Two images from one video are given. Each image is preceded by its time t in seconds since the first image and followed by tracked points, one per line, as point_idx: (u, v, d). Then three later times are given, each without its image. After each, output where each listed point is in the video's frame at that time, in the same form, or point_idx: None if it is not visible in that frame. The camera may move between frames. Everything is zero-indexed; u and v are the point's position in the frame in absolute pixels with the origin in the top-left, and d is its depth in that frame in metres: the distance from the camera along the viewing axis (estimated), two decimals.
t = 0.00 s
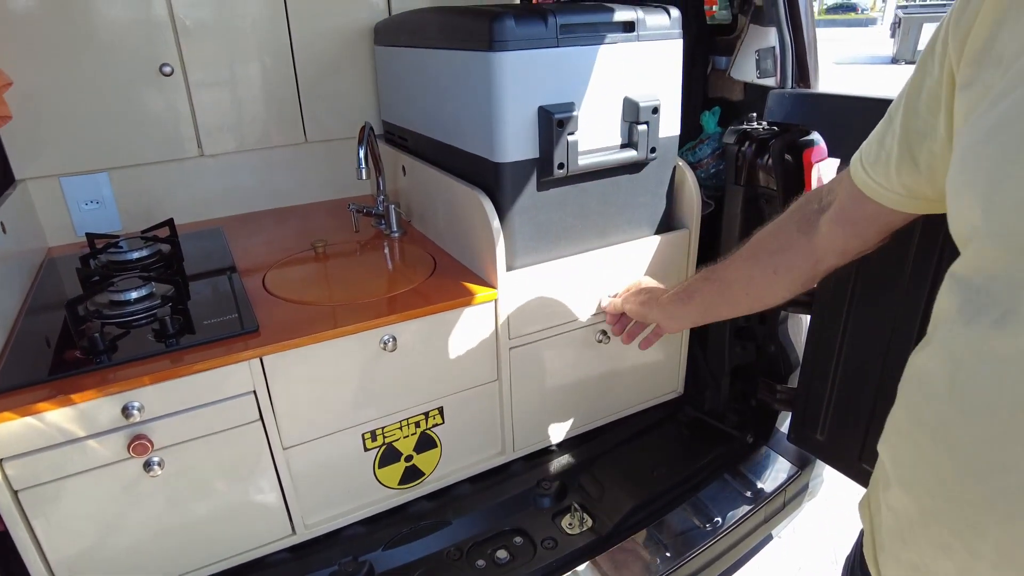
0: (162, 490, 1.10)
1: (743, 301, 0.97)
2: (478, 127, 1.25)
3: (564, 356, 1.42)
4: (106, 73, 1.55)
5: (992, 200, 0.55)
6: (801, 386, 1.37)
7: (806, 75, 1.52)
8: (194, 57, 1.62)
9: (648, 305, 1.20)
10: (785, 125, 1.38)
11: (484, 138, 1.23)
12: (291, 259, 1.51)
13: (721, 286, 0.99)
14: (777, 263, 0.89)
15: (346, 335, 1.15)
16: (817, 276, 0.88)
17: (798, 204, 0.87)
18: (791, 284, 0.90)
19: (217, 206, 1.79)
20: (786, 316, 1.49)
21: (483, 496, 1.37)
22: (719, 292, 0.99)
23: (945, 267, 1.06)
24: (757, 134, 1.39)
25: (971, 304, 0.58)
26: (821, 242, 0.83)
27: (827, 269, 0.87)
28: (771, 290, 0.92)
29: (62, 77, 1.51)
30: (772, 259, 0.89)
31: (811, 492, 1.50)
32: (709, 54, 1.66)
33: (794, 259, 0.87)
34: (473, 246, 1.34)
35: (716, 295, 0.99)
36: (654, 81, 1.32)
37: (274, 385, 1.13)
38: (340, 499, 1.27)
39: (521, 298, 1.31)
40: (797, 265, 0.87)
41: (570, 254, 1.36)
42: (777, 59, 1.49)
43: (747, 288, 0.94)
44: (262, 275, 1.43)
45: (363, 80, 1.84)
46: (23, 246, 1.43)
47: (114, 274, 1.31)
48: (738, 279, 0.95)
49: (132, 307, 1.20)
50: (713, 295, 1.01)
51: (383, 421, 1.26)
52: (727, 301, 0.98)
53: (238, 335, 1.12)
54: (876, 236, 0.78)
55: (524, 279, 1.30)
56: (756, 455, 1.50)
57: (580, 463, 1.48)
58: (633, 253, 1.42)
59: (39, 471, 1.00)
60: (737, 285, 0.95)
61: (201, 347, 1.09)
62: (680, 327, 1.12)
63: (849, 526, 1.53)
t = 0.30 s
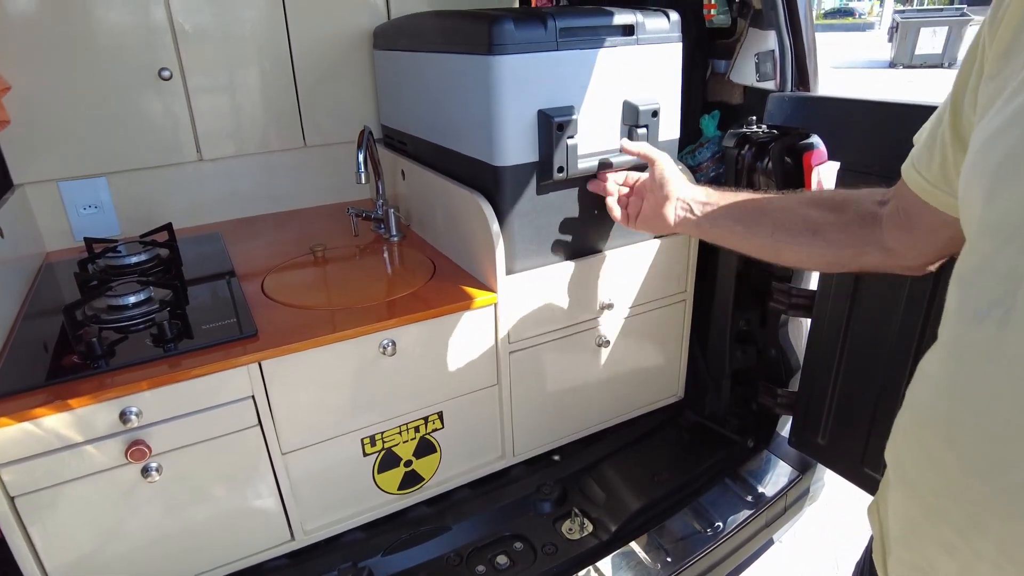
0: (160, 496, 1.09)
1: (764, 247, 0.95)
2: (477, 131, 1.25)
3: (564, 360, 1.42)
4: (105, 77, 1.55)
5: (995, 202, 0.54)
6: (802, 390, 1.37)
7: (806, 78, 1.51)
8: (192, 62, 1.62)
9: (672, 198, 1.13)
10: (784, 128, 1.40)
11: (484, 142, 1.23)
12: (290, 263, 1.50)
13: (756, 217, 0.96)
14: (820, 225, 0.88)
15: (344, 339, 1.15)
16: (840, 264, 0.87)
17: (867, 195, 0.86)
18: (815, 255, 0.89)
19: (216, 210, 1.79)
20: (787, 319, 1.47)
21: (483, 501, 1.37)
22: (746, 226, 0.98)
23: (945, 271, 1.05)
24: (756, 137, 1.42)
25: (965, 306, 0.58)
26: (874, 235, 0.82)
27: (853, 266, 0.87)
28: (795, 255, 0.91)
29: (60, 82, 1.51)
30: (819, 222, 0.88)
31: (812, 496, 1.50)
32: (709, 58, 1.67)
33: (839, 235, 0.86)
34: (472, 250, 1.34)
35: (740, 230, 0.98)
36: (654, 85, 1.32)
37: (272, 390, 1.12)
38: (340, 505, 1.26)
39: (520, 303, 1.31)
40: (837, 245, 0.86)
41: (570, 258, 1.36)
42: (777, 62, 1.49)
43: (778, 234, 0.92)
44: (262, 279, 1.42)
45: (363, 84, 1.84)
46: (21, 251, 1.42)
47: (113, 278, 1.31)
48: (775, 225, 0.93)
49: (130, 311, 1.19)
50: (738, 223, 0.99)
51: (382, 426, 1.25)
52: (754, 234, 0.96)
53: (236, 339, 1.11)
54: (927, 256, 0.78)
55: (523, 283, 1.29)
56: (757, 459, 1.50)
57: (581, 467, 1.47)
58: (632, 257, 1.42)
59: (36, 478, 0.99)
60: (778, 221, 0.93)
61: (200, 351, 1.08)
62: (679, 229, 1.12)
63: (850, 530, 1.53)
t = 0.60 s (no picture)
0: (159, 501, 1.09)
1: (764, 203, 0.98)
2: (478, 135, 1.25)
3: (564, 364, 1.42)
4: (105, 80, 1.55)
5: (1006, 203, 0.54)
6: (802, 392, 1.37)
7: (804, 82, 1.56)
8: (192, 65, 1.62)
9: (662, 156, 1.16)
10: (785, 130, 1.40)
11: (485, 146, 1.23)
12: (291, 267, 1.50)
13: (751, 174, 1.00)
14: (823, 183, 0.90)
15: (344, 343, 1.15)
16: (844, 223, 0.89)
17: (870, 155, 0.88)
18: (816, 212, 0.91)
19: (215, 214, 1.79)
20: (787, 322, 1.45)
21: (484, 505, 1.36)
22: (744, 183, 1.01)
23: (945, 275, 1.05)
24: (756, 141, 1.40)
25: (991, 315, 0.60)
26: (877, 192, 0.84)
27: (856, 224, 0.88)
28: (795, 210, 0.93)
29: (59, 85, 1.51)
30: (823, 179, 0.91)
31: (814, 499, 1.50)
32: (707, 61, 1.64)
33: (839, 191, 0.88)
34: (473, 254, 1.34)
35: (741, 186, 1.00)
36: (654, 88, 1.32)
37: (272, 395, 1.12)
38: (340, 509, 1.26)
39: (522, 306, 1.30)
40: (838, 200, 0.88)
41: (569, 263, 1.36)
42: (778, 65, 1.52)
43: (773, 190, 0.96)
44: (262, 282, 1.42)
45: (362, 87, 1.84)
46: (20, 255, 1.42)
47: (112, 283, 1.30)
48: (775, 180, 0.96)
49: (130, 315, 1.19)
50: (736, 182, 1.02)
51: (382, 430, 1.25)
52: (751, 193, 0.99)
53: (236, 343, 1.11)
54: (931, 213, 0.80)
55: (525, 287, 1.29)
56: (757, 463, 1.49)
57: (582, 471, 1.47)
58: (634, 260, 1.42)
59: (34, 483, 0.99)
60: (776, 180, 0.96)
61: (200, 356, 1.08)
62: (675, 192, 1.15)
63: (850, 534, 1.53)
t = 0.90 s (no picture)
0: (162, 516, 1.10)
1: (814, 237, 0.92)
2: (502, 161, 1.23)
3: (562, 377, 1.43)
4: (107, 95, 1.56)
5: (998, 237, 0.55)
6: (798, 405, 1.38)
7: (799, 98, 1.56)
8: (193, 79, 1.64)
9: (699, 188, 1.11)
10: (778, 148, 1.38)
11: (511, 172, 1.21)
12: (290, 281, 1.51)
13: (799, 206, 0.93)
14: (881, 217, 0.84)
15: (345, 359, 1.16)
16: (904, 258, 0.84)
17: (921, 182, 0.83)
18: (873, 247, 0.86)
19: (216, 227, 1.80)
20: (782, 334, 1.46)
21: (482, 518, 1.38)
22: (792, 215, 0.94)
23: (937, 290, 1.07)
24: (751, 156, 1.39)
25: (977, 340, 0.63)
26: (939, 223, 0.79)
27: (916, 258, 0.83)
28: (850, 247, 0.87)
29: (62, 100, 1.52)
30: (878, 213, 0.85)
31: (809, 510, 1.51)
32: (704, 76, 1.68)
33: (898, 226, 0.83)
34: (471, 269, 1.35)
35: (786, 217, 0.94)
36: (683, 111, 1.30)
37: (274, 411, 1.13)
38: (339, 523, 1.27)
39: (554, 339, 1.26)
40: (898, 234, 0.83)
41: (594, 294, 1.32)
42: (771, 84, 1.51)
43: (820, 224, 0.90)
44: (261, 297, 1.43)
45: (362, 100, 1.86)
46: (23, 269, 1.43)
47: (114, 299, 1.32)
48: (829, 213, 0.89)
49: (133, 332, 1.21)
50: (783, 214, 0.95)
51: (381, 445, 1.26)
52: (797, 226, 0.93)
53: (237, 360, 1.12)
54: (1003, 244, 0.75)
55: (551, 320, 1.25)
56: (754, 474, 1.50)
57: (579, 483, 1.48)
58: (665, 289, 1.38)
59: (39, 500, 1.00)
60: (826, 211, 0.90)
61: (203, 373, 1.09)
62: (715, 226, 1.09)
63: (846, 545, 1.54)
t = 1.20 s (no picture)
0: (167, 540, 1.11)
1: (918, 304, 0.82)
2: (552, 208, 1.06)
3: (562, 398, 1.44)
4: (112, 120, 1.59)
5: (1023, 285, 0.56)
6: (797, 426, 1.39)
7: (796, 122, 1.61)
8: (197, 103, 1.66)
9: (777, 239, 0.99)
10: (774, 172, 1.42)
11: (563, 221, 1.04)
12: (292, 301, 1.53)
13: (878, 258, 0.85)
14: (987, 279, 0.76)
15: (349, 385, 1.18)
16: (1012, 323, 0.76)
17: (977, 238, 0.80)
18: (986, 318, 0.77)
19: (219, 248, 1.82)
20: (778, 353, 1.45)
21: (484, 539, 1.39)
22: (867, 267, 0.86)
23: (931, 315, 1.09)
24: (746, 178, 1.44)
25: None
26: None
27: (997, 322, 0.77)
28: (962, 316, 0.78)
29: (69, 125, 1.55)
30: (962, 267, 0.78)
31: (809, 528, 1.52)
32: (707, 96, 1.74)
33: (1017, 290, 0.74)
34: (473, 292, 1.37)
35: (890, 281, 0.83)
36: (751, 148, 1.13)
37: (278, 435, 1.14)
38: (342, 544, 1.28)
39: (608, 405, 1.10)
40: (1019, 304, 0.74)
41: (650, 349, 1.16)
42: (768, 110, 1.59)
43: (900, 284, 0.83)
44: (263, 317, 1.45)
45: (364, 121, 1.88)
46: (30, 293, 1.45)
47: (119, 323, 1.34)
48: (936, 277, 0.80)
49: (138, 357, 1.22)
50: (861, 266, 0.86)
51: (384, 467, 1.27)
52: (901, 292, 0.83)
53: (242, 386, 1.14)
54: None
55: (607, 385, 1.08)
56: (754, 493, 1.51)
57: (580, 503, 1.49)
58: (725, 344, 1.23)
59: (47, 525, 1.01)
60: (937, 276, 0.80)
61: (210, 399, 1.11)
62: (798, 283, 0.97)
63: (846, 562, 1.54)
